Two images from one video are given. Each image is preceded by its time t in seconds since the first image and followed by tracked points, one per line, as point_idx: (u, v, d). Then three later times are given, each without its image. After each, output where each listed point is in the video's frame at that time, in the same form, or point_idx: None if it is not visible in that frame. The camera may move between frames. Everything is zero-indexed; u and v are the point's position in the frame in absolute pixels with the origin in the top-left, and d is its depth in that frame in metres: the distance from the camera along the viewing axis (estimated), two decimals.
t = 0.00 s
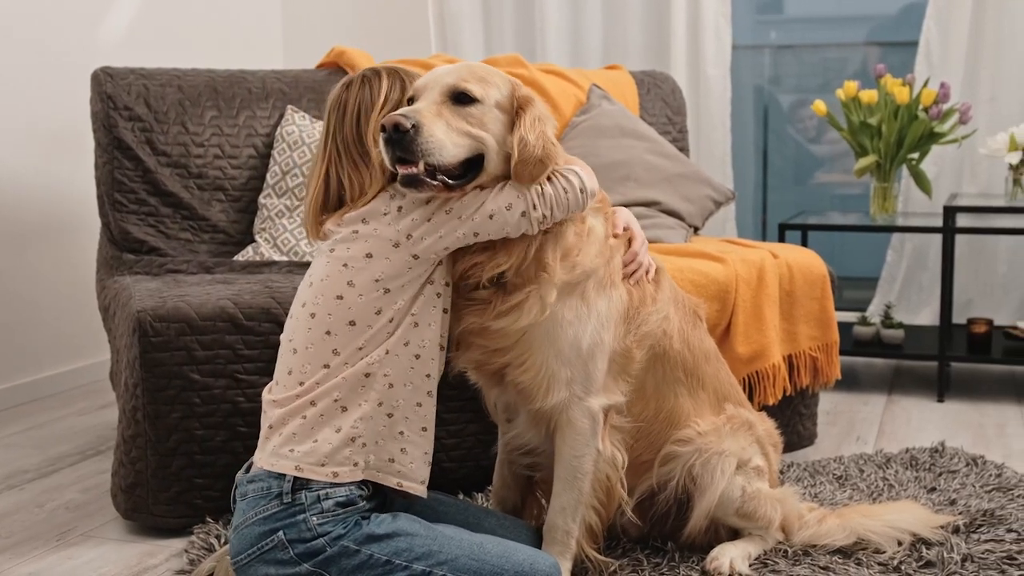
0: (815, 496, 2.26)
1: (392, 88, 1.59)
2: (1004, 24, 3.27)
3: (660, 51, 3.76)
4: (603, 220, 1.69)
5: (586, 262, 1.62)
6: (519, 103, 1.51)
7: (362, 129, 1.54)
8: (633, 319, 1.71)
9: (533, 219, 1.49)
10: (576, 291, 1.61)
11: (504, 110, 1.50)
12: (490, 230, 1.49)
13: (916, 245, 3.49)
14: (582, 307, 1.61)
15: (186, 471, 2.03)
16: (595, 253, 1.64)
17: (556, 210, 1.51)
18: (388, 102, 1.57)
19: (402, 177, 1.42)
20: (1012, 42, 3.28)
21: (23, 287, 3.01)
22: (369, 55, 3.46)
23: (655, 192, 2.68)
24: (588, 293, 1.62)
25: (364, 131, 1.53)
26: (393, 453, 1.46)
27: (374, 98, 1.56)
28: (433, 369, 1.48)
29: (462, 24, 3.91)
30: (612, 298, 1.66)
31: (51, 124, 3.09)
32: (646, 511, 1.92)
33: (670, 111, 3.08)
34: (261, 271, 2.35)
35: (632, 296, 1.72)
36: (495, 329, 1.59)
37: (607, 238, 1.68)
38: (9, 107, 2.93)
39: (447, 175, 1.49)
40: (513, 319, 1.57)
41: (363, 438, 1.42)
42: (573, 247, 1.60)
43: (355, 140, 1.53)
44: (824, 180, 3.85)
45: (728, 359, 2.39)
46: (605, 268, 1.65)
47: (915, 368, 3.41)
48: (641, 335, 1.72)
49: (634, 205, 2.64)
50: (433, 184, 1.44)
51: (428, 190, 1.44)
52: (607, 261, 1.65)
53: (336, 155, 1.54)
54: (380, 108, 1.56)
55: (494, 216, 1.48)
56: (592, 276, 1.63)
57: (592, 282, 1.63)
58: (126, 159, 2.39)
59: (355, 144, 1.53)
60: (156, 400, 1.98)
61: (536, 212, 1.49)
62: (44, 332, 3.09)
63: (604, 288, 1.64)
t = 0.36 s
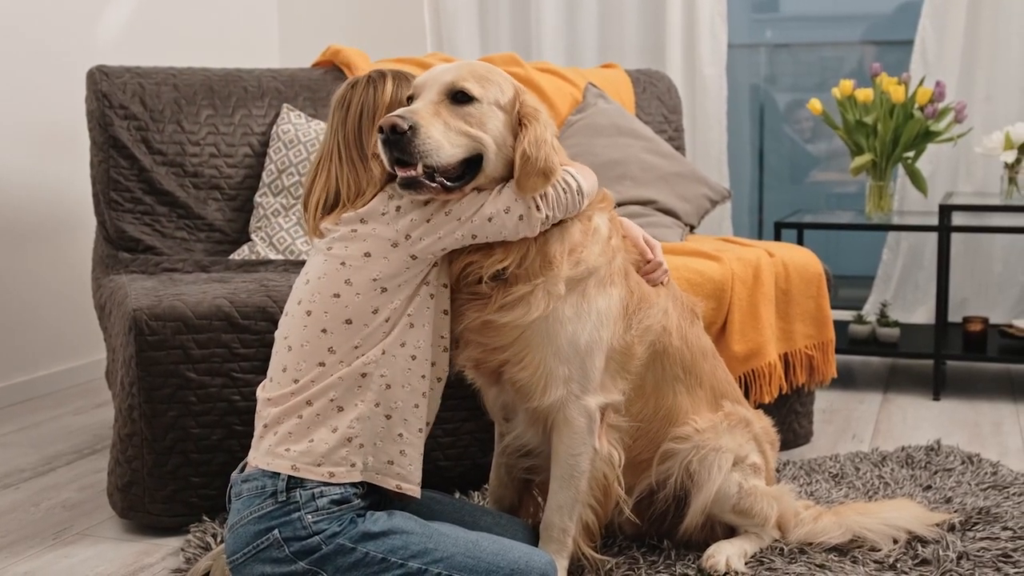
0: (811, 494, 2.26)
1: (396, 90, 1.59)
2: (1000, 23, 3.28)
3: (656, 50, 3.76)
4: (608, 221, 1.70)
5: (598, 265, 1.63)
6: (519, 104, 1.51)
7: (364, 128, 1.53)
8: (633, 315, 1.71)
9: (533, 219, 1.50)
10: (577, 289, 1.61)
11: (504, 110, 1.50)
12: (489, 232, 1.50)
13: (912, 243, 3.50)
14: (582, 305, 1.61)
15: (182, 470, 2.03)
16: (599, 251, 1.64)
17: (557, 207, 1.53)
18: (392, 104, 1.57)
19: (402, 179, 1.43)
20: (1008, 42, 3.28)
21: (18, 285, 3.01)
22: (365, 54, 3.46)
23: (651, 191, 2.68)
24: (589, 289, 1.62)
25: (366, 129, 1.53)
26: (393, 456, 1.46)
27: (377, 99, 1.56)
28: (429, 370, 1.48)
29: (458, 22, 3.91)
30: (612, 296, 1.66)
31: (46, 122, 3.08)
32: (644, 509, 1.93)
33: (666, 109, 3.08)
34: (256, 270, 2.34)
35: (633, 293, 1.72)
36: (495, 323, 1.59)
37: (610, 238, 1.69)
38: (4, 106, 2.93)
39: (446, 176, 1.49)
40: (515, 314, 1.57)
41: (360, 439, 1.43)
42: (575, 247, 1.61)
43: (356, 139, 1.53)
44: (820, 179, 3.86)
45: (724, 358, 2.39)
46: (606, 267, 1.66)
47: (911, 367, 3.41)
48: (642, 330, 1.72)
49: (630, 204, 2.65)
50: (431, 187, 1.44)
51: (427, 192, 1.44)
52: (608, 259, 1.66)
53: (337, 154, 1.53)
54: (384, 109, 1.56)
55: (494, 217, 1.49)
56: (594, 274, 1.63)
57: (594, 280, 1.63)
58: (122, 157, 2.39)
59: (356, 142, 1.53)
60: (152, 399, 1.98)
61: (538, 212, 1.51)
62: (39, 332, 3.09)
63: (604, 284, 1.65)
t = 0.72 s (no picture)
0: (808, 494, 2.26)
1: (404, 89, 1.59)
2: (998, 24, 3.28)
3: (655, 50, 3.76)
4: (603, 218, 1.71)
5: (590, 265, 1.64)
6: (524, 104, 1.53)
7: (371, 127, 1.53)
8: (627, 313, 1.72)
9: (527, 268, 1.51)
10: (574, 294, 1.62)
11: (509, 110, 1.52)
12: (481, 263, 1.51)
13: (909, 243, 3.50)
14: (577, 306, 1.62)
15: (180, 470, 2.03)
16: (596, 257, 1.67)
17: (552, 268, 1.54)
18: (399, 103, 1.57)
19: (407, 179, 1.43)
20: (1006, 41, 3.28)
21: (17, 285, 3.01)
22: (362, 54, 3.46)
23: (649, 190, 2.68)
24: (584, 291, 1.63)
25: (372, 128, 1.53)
26: (395, 462, 1.44)
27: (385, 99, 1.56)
28: (428, 375, 1.48)
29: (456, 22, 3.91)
30: (607, 295, 1.67)
31: (44, 122, 3.08)
32: (641, 509, 1.93)
33: (664, 109, 3.08)
34: (254, 269, 2.35)
35: (627, 291, 1.73)
36: (488, 329, 1.60)
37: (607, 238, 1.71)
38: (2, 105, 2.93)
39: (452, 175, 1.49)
40: (506, 323, 1.58)
41: (359, 443, 1.42)
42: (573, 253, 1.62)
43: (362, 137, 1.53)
44: (818, 178, 3.86)
45: (723, 358, 2.39)
46: (600, 267, 1.67)
47: (909, 367, 3.41)
48: (634, 321, 1.72)
49: (627, 204, 2.65)
50: (436, 186, 1.45)
51: (432, 191, 1.44)
52: (602, 257, 1.68)
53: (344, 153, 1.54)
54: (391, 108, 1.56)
55: (491, 257, 1.49)
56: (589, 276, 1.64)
57: (589, 281, 1.64)
58: (120, 157, 2.39)
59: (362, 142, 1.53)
60: (150, 399, 1.98)
61: (532, 266, 1.52)
62: (38, 331, 3.09)
63: (600, 283, 1.66)
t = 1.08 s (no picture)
0: (804, 494, 2.27)
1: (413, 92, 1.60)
2: (993, 25, 3.29)
3: (651, 50, 3.76)
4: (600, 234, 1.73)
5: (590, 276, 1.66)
6: (525, 109, 1.55)
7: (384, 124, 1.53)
8: (620, 316, 1.72)
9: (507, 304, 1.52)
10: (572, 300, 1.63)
11: (510, 114, 1.54)
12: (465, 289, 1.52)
13: (905, 244, 3.51)
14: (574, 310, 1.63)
15: (176, 470, 2.03)
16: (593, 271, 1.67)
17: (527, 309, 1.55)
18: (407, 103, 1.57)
19: (407, 184, 1.43)
20: (1002, 41, 3.29)
21: (14, 285, 3.01)
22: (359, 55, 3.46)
23: (644, 191, 2.68)
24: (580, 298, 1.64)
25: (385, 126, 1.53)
26: (387, 472, 1.45)
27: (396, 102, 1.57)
28: (424, 387, 1.48)
29: (453, 22, 3.92)
30: (602, 301, 1.68)
31: (41, 122, 3.09)
32: (633, 509, 1.93)
33: (660, 110, 3.09)
34: (251, 270, 2.35)
35: (620, 294, 1.74)
36: (481, 332, 1.60)
37: (604, 253, 1.72)
38: None
39: (450, 180, 1.50)
40: (498, 326, 1.59)
41: (353, 451, 1.42)
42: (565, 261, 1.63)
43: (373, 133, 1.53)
44: (814, 179, 3.87)
45: (718, 358, 2.39)
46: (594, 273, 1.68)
47: (905, 367, 3.42)
48: (626, 329, 1.73)
49: (623, 204, 2.65)
50: (437, 192, 1.45)
51: (431, 197, 1.44)
52: (598, 268, 1.69)
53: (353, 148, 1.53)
54: (396, 109, 1.57)
55: (473, 288, 1.50)
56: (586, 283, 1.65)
57: (586, 288, 1.65)
58: (116, 158, 2.39)
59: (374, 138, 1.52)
60: (146, 400, 1.98)
61: (509, 304, 1.53)
62: (35, 332, 3.09)
63: (595, 289, 1.67)
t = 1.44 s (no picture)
0: (802, 494, 2.27)
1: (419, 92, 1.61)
2: (990, 26, 3.29)
3: (648, 51, 3.77)
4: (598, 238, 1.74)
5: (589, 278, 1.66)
6: (530, 109, 1.56)
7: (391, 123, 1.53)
8: (618, 317, 1.73)
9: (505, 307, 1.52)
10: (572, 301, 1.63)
11: (514, 113, 1.55)
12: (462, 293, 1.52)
13: (902, 244, 3.51)
14: (573, 311, 1.63)
15: (174, 471, 2.03)
16: (593, 278, 1.68)
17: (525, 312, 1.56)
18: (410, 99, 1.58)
19: (412, 183, 1.44)
20: (998, 41, 3.30)
21: (12, 286, 3.01)
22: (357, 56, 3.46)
23: (642, 192, 2.69)
24: (581, 303, 1.64)
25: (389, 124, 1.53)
26: (383, 474, 1.45)
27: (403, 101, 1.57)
28: (421, 390, 1.49)
29: (450, 23, 3.91)
30: (601, 302, 1.68)
31: (39, 124, 3.09)
32: (629, 510, 1.94)
33: (657, 111, 3.09)
34: (249, 271, 2.35)
35: (619, 295, 1.74)
36: (482, 333, 1.61)
37: (604, 256, 1.73)
38: None
39: (455, 178, 1.51)
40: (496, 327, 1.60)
41: (350, 453, 1.43)
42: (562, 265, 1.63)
43: (375, 132, 1.53)
44: (811, 180, 3.87)
45: (716, 359, 2.40)
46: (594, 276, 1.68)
47: (902, 367, 3.42)
48: (624, 332, 1.73)
49: (621, 205, 2.66)
50: (440, 189, 1.46)
51: (435, 195, 1.45)
52: (598, 273, 1.69)
53: (357, 148, 1.53)
54: (398, 108, 1.57)
55: (470, 291, 1.50)
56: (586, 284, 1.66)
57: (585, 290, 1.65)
58: (114, 159, 2.40)
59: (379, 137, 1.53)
60: (145, 400, 1.98)
61: (504, 307, 1.52)
62: (34, 333, 3.10)
63: (594, 293, 1.67)
